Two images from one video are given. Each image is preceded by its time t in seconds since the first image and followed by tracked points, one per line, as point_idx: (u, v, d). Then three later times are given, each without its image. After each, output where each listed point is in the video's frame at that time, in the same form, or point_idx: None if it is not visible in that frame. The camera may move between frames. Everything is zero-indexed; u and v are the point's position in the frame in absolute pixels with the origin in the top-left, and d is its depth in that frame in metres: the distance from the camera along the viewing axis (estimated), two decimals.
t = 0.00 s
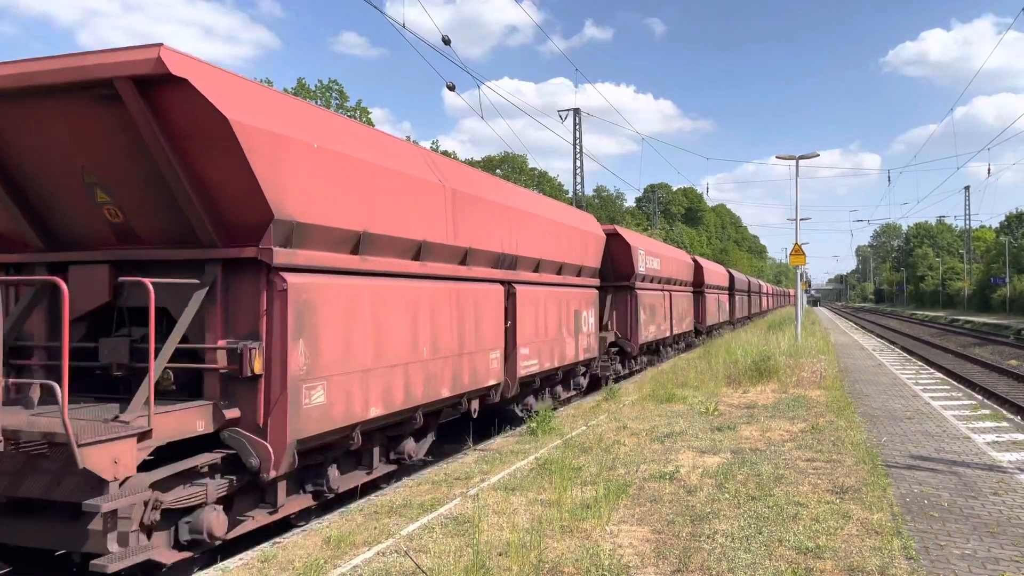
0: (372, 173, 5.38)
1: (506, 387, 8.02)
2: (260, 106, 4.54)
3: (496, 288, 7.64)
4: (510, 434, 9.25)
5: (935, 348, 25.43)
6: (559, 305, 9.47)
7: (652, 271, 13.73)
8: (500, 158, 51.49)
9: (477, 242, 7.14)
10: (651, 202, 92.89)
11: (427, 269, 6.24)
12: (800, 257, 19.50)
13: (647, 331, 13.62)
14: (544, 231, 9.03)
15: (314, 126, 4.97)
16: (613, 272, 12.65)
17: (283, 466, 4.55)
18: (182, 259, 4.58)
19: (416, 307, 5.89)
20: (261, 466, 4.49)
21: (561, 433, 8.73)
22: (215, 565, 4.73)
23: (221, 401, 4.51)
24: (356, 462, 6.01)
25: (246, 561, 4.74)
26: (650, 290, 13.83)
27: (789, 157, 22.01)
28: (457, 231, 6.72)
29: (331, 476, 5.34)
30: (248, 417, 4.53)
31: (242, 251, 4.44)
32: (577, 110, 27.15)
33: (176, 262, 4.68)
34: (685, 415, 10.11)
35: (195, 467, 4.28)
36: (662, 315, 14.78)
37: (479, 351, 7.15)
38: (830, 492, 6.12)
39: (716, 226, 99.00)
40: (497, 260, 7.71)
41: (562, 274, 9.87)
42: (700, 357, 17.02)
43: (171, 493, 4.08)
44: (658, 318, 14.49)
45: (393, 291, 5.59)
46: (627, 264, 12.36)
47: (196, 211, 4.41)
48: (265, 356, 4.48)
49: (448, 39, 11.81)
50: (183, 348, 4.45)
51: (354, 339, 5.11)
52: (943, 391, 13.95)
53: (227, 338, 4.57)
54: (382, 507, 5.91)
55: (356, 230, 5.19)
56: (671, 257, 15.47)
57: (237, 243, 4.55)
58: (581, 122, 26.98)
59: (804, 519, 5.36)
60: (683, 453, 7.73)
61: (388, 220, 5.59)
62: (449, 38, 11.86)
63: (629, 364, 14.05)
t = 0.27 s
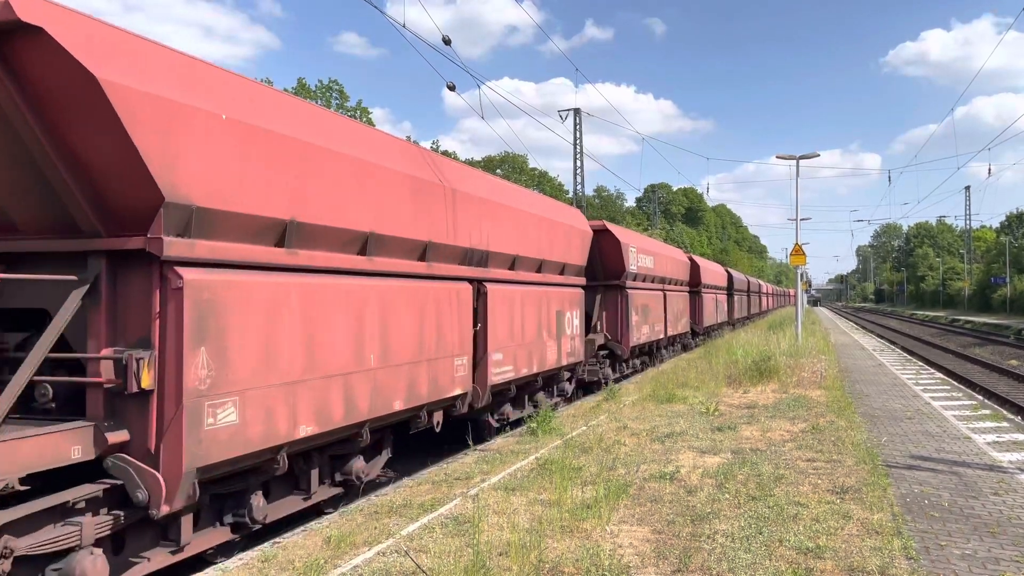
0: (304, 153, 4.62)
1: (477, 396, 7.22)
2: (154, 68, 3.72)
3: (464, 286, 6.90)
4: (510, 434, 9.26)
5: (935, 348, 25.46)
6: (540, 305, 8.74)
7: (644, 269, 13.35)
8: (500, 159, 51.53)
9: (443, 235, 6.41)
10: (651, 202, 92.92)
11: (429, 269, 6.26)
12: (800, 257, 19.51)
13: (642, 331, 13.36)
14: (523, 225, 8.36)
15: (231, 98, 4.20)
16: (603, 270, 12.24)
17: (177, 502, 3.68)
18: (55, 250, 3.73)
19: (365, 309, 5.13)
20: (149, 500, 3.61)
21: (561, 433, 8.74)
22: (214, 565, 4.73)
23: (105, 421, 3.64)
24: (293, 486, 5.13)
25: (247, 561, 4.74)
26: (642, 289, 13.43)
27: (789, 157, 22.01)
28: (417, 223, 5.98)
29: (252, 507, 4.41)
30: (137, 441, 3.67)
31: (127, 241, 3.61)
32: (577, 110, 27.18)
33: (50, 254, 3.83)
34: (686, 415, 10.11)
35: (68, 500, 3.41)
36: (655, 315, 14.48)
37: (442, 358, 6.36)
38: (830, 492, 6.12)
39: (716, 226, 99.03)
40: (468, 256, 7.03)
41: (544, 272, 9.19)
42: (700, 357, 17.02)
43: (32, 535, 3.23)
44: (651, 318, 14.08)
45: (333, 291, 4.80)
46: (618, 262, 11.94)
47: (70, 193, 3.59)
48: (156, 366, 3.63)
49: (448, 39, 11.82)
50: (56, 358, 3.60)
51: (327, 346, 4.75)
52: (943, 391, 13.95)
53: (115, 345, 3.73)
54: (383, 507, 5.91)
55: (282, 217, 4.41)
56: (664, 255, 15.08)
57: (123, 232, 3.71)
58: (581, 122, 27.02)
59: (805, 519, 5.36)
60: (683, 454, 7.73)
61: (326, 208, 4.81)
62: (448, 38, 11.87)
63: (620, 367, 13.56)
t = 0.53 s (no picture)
0: (205, 124, 3.81)
1: (440, 406, 6.47)
2: (61, 35, 3.21)
3: (423, 285, 6.11)
4: (510, 434, 9.25)
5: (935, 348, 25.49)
6: (513, 306, 7.98)
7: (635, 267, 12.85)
8: (500, 159, 51.55)
9: (395, 227, 5.63)
10: (651, 202, 92.95)
11: (428, 269, 6.27)
12: (800, 257, 19.52)
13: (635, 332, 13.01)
14: (495, 219, 7.64)
15: (103, 53, 3.38)
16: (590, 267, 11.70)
17: (23, 552, 2.95)
18: None
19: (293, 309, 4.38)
20: None
21: (561, 433, 8.73)
22: (214, 565, 4.72)
23: None
24: (207, 517, 4.35)
25: (246, 561, 4.73)
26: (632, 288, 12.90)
27: (789, 156, 22.00)
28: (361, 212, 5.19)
29: (145, 547, 3.70)
30: None
31: None
32: (577, 109, 27.20)
33: None
34: (686, 415, 10.11)
35: None
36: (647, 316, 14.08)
37: (394, 366, 5.56)
38: (830, 492, 6.12)
39: (716, 226, 99.05)
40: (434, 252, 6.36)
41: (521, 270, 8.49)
42: (699, 357, 17.02)
43: None
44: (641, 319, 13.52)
45: (245, 286, 4.03)
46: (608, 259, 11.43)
47: None
48: None
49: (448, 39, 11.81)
50: None
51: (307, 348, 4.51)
52: (943, 391, 13.96)
53: None
54: (382, 507, 5.91)
55: (180, 199, 3.65)
56: (655, 252, 14.60)
57: None
58: (581, 122, 27.04)
59: (805, 519, 5.35)
60: (683, 454, 7.72)
61: (237, 191, 4.02)
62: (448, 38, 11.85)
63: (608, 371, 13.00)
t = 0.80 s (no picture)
0: (193, 118, 3.75)
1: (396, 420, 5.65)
2: (52, 28, 3.16)
3: (371, 283, 5.28)
4: (510, 434, 9.23)
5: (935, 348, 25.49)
6: (485, 304, 7.18)
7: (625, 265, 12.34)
8: (500, 158, 51.56)
9: (329, 215, 4.82)
10: (651, 202, 92.97)
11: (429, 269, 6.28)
12: (800, 257, 19.52)
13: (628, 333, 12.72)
14: (464, 210, 6.82)
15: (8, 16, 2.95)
16: (576, 266, 11.17)
17: None
18: None
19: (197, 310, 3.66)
20: None
21: (560, 433, 8.73)
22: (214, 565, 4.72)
23: None
24: (88, 562, 3.68)
25: (246, 561, 4.73)
26: (621, 288, 12.41)
27: (789, 156, 21.97)
28: (281, 197, 4.38)
29: None
30: None
31: None
32: (577, 109, 27.19)
33: None
34: (686, 415, 10.10)
35: None
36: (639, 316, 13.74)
37: (329, 378, 4.76)
38: (831, 492, 6.11)
39: (716, 226, 99.05)
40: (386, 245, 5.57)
41: (496, 269, 7.67)
42: (699, 357, 17.02)
43: None
44: (631, 320, 13.00)
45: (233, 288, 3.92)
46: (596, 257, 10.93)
47: None
48: None
49: (448, 39, 11.80)
50: None
51: (285, 346, 4.31)
52: (943, 390, 13.95)
53: None
54: (382, 507, 5.90)
55: (116, 189, 3.31)
56: (645, 249, 14.10)
57: None
58: (581, 121, 27.02)
59: (804, 519, 5.35)
60: (683, 453, 7.72)
61: (100, 166, 3.24)
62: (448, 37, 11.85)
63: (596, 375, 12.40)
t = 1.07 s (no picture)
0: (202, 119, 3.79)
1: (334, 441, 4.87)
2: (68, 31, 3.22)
3: (301, 280, 4.50)
4: (510, 434, 9.23)
5: (935, 348, 25.48)
6: (450, 304, 6.36)
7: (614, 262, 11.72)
8: (501, 158, 51.55)
9: (243, 199, 4.04)
10: (651, 202, 92.94)
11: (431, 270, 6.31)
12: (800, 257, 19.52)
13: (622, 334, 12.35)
14: (427, 199, 6.05)
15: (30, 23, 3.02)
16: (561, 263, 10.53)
17: None
18: None
19: (56, 314, 2.95)
20: None
21: (561, 433, 8.73)
22: (215, 565, 4.71)
23: None
24: None
25: (246, 561, 4.73)
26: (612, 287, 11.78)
27: (789, 156, 21.95)
28: (174, 175, 3.60)
29: None
30: None
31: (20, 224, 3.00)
32: (577, 109, 27.19)
33: None
34: (686, 415, 10.10)
35: None
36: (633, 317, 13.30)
37: (245, 392, 3.99)
38: (831, 492, 6.11)
39: (716, 226, 99.03)
40: (322, 237, 4.75)
41: (466, 266, 6.90)
42: (699, 356, 17.02)
43: None
44: (621, 321, 12.35)
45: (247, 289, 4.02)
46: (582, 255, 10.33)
47: None
48: None
49: (448, 39, 11.80)
50: None
51: (299, 346, 4.41)
52: (943, 391, 13.95)
53: None
54: (383, 507, 5.90)
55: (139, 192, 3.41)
56: (637, 246, 13.48)
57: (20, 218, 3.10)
58: (581, 121, 27.02)
59: (805, 519, 5.35)
60: (683, 453, 7.71)
61: (30, 151, 2.93)
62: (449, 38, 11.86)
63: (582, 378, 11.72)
